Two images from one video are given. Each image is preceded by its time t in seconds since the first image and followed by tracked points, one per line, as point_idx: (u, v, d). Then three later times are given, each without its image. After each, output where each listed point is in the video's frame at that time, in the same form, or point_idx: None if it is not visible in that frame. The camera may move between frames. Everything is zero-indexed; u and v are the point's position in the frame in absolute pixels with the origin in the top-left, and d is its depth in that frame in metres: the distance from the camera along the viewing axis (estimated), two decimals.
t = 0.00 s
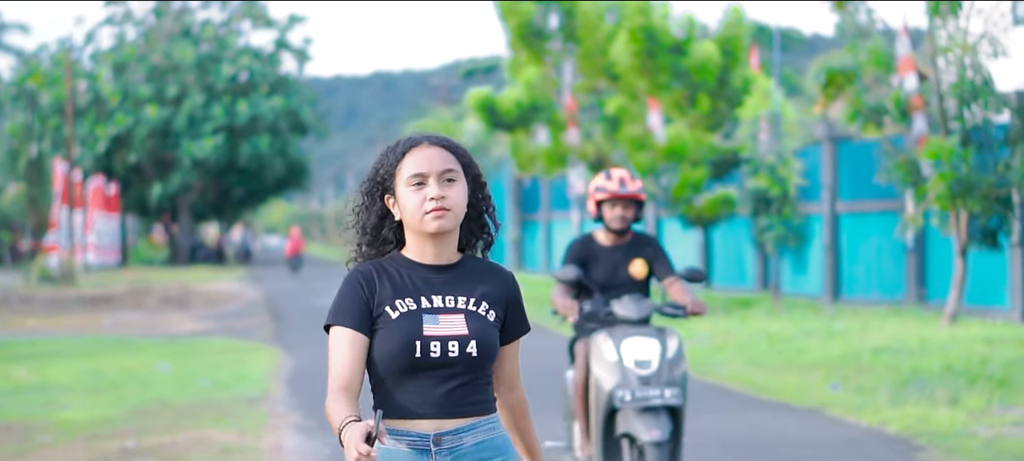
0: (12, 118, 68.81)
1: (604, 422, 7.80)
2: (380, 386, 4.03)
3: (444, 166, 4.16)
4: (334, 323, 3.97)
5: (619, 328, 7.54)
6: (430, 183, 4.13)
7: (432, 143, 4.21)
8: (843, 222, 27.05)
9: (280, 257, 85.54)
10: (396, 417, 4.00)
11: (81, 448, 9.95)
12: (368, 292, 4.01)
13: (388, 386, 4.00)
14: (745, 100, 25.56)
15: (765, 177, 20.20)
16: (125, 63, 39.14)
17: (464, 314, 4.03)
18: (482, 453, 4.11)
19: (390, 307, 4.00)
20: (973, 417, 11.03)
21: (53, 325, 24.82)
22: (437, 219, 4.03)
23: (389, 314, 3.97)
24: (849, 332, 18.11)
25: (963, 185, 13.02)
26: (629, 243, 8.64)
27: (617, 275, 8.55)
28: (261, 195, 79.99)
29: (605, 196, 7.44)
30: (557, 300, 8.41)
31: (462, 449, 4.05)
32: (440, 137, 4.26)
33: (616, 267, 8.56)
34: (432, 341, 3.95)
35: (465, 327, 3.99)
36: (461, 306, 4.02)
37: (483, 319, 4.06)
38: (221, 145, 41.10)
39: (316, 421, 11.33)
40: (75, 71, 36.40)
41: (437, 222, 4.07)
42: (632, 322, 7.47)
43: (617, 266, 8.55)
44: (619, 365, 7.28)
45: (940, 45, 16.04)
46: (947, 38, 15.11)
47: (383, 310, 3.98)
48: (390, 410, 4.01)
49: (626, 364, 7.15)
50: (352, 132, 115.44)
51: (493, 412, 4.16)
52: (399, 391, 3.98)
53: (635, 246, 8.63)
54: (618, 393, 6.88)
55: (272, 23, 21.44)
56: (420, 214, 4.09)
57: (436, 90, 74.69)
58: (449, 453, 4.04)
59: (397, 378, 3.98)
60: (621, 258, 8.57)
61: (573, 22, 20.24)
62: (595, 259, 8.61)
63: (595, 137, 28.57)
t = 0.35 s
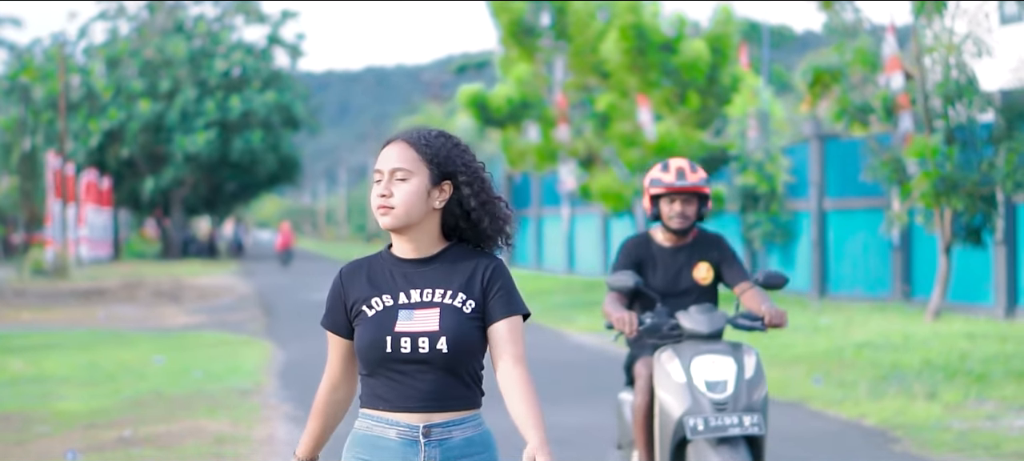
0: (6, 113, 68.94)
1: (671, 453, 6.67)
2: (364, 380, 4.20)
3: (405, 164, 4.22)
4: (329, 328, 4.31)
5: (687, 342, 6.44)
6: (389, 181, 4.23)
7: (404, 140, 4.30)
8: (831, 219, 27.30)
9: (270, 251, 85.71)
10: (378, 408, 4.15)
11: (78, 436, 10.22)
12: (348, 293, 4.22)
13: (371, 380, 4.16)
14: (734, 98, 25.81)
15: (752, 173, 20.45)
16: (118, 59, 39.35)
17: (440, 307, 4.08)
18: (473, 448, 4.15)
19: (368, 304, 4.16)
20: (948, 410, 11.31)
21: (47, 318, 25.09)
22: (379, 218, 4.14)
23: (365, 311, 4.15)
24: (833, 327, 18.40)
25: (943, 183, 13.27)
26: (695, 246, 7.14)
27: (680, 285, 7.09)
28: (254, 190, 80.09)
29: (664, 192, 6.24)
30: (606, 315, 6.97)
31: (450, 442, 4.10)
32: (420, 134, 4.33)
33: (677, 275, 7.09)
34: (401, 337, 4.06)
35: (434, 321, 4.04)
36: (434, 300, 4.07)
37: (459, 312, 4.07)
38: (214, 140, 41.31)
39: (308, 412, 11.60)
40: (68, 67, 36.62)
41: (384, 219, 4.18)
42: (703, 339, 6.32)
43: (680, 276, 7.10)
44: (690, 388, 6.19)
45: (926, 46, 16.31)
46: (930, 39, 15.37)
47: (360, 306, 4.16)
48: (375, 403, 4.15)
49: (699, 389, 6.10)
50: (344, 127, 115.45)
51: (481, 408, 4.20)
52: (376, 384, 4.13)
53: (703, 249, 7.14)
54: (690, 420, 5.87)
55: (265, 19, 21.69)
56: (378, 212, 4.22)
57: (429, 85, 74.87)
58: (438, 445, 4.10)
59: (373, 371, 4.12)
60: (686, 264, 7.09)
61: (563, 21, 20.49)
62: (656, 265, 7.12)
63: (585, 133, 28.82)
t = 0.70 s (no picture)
0: None
1: None
2: (356, 379, 4.19)
3: (390, 163, 4.27)
4: (313, 330, 4.23)
5: (778, 362, 5.61)
6: (376, 180, 4.25)
7: (384, 140, 4.33)
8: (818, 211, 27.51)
9: (260, 242, 85.85)
10: (369, 407, 4.16)
11: (76, 428, 10.42)
12: (342, 290, 4.17)
13: (370, 380, 4.15)
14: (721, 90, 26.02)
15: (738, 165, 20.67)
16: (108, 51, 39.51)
17: (442, 306, 4.13)
18: (458, 447, 4.25)
19: (366, 302, 4.14)
20: (929, 401, 11.53)
21: (40, 309, 25.27)
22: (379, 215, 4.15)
23: (364, 310, 4.12)
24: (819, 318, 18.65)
25: (925, 174, 13.47)
26: (782, 247, 6.24)
27: (765, 291, 6.16)
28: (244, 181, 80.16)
29: (737, 182, 5.58)
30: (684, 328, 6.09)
31: (440, 442, 4.18)
32: (398, 132, 4.37)
33: (761, 278, 6.16)
34: (409, 334, 4.08)
35: (442, 320, 4.09)
36: (438, 297, 4.11)
37: (461, 310, 4.15)
38: (205, 132, 41.48)
39: (302, 402, 11.80)
40: (60, 58, 36.88)
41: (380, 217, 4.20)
42: (794, 357, 5.55)
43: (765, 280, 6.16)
44: (786, 416, 5.34)
45: (911, 41, 16.52)
46: (914, 34, 15.60)
47: (359, 304, 4.13)
48: (373, 403, 4.15)
49: (795, 419, 5.27)
50: (334, 117, 115.47)
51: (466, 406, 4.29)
52: (377, 383, 4.13)
53: (791, 250, 6.24)
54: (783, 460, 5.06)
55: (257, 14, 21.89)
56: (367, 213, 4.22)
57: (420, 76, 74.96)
58: (426, 445, 4.18)
59: (373, 371, 4.12)
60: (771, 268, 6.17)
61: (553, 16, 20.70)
62: (737, 270, 6.20)
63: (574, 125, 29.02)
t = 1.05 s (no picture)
0: None
1: None
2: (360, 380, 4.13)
3: (409, 163, 4.35)
4: (314, 313, 4.07)
5: (864, 393, 4.46)
6: (394, 179, 4.31)
7: (403, 139, 4.40)
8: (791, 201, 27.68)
9: (233, 232, 85.90)
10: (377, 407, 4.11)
11: (59, 415, 10.55)
12: (347, 282, 4.12)
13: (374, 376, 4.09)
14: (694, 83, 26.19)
15: (711, 157, 20.86)
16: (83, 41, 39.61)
17: (443, 303, 4.17)
18: (461, 441, 4.24)
19: (367, 295, 4.11)
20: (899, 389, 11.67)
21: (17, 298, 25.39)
22: (396, 211, 4.19)
23: (368, 302, 4.08)
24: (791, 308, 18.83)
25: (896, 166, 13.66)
26: (871, 246, 5.23)
27: (854, 297, 5.13)
28: (218, 171, 80.29)
29: (808, 172, 4.91)
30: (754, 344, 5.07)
31: (443, 440, 4.17)
32: (413, 132, 4.44)
33: (848, 281, 5.14)
34: (413, 329, 4.07)
35: (446, 315, 4.12)
36: (443, 294, 4.15)
37: (463, 307, 4.19)
38: (180, 122, 41.61)
39: (281, 390, 11.99)
40: (36, 50, 37.05)
41: (392, 213, 4.24)
42: (882, 391, 4.42)
43: (857, 283, 5.14)
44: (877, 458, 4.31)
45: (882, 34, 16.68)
46: (885, 27, 15.75)
47: (363, 298, 4.10)
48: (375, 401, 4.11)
49: None
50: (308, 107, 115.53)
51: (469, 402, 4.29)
52: (381, 378, 4.08)
53: (881, 250, 5.24)
54: None
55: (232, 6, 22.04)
56: (379, 211, 4.26)
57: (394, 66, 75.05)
58: (431, 443, 4.16)
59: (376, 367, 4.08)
60: (860, 270, 5.15)
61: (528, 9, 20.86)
62: (817, 275, 5.17)
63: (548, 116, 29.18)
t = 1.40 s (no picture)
0: None
1: None
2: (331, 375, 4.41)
3: (397, 156, 4.54)
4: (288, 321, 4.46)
5: (902, 438, 4.13)
6: (380, 168, 4.50)
7: (390, 130, 4.58)
8: (719, 195, 27.99)
9: (161, 225, 85.90)
10: (345, 401, 4.36)
11: None
12: (312, 287, 4.41)
13: (335, 372, 4.37)
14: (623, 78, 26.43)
15: (641, 150, 21.11)
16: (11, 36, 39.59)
17: (405, 298, 4.31)
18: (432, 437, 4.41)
19: (330, 295, 4.37)
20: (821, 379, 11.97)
21: None
22: (373, 203, 4.36)
23: (329, 302, 4.34)
24: (718, 302, 19.16)
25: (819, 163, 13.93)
26: (911, 256, 4.78)
27: (888, 315, 4.69)
28: (146, 163, 80.26)
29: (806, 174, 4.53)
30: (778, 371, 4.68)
31: (414, 434, 4.37)
32: (400, 126, 4.63)
33: (882, 297, 4.70)
34: (369, 328, 4.28)
35: (402, 314, 4.28)
36: (402, 291, 4.30)
37: (426, 302, 4.32)
38: (108, 115, 41.65)
39: (217, 382, 12.19)
40: None
41: (373, 202, 4.42)
42: (920, 435, 4.09)
43: (891, 300, 4.70)
44: None
45: (808, 33, 16.99)
46: (812, 25, 16.04)
47: (326, 298, 4.36)
48: (340, 396, 4.37)
49: None
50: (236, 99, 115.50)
51: (438, 396, 4.47)
52: (341, 377, 4.33)
53: (919, 260, 4.79)
54: None
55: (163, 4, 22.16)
56: (362, 197, 4.44)
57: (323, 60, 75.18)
58: (403, 433, 4.36)
59: (339, 364, 4.34)
60: (897, 284, 4.70)
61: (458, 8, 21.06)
62: (849, 291, 4.73)
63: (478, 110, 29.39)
